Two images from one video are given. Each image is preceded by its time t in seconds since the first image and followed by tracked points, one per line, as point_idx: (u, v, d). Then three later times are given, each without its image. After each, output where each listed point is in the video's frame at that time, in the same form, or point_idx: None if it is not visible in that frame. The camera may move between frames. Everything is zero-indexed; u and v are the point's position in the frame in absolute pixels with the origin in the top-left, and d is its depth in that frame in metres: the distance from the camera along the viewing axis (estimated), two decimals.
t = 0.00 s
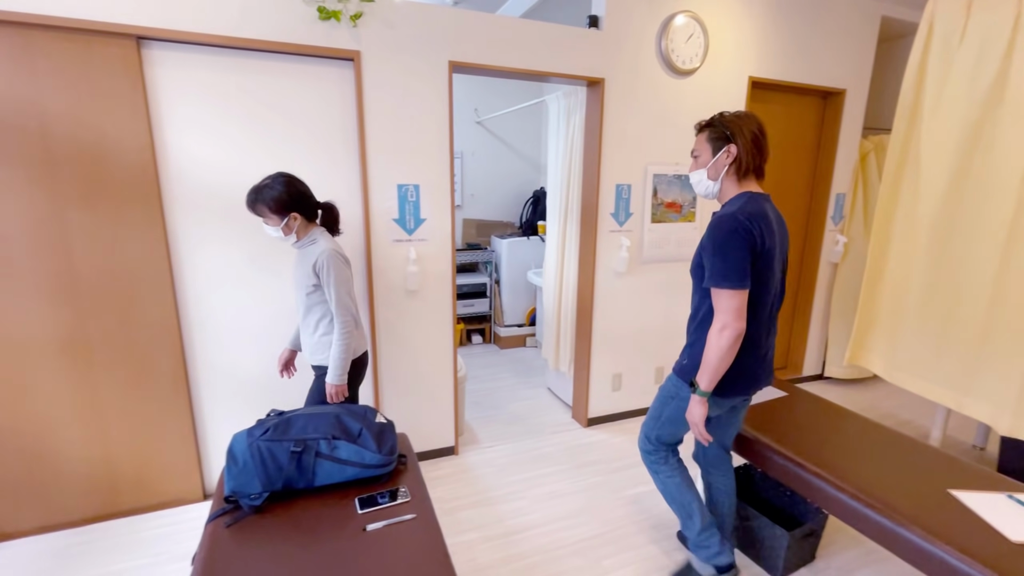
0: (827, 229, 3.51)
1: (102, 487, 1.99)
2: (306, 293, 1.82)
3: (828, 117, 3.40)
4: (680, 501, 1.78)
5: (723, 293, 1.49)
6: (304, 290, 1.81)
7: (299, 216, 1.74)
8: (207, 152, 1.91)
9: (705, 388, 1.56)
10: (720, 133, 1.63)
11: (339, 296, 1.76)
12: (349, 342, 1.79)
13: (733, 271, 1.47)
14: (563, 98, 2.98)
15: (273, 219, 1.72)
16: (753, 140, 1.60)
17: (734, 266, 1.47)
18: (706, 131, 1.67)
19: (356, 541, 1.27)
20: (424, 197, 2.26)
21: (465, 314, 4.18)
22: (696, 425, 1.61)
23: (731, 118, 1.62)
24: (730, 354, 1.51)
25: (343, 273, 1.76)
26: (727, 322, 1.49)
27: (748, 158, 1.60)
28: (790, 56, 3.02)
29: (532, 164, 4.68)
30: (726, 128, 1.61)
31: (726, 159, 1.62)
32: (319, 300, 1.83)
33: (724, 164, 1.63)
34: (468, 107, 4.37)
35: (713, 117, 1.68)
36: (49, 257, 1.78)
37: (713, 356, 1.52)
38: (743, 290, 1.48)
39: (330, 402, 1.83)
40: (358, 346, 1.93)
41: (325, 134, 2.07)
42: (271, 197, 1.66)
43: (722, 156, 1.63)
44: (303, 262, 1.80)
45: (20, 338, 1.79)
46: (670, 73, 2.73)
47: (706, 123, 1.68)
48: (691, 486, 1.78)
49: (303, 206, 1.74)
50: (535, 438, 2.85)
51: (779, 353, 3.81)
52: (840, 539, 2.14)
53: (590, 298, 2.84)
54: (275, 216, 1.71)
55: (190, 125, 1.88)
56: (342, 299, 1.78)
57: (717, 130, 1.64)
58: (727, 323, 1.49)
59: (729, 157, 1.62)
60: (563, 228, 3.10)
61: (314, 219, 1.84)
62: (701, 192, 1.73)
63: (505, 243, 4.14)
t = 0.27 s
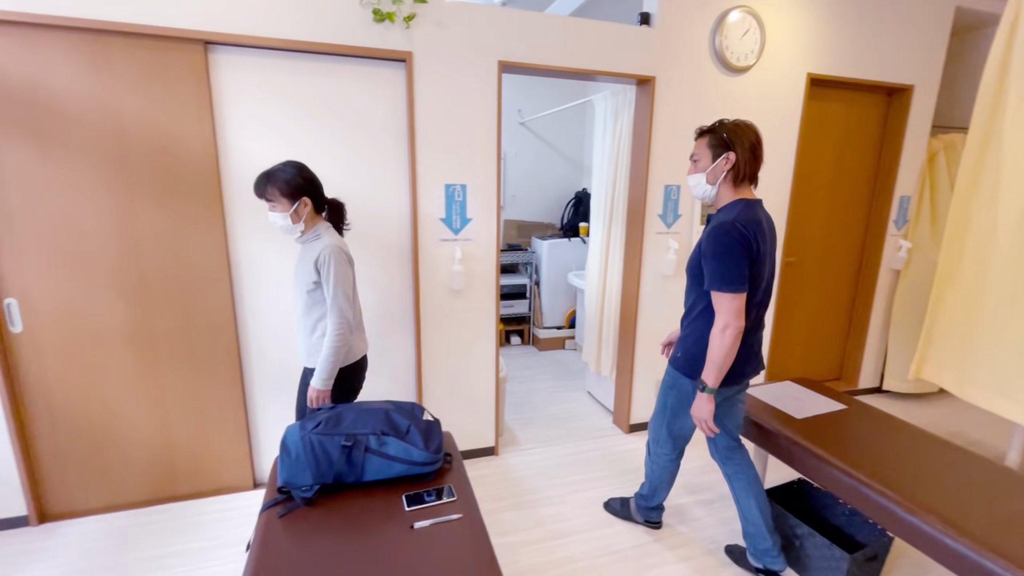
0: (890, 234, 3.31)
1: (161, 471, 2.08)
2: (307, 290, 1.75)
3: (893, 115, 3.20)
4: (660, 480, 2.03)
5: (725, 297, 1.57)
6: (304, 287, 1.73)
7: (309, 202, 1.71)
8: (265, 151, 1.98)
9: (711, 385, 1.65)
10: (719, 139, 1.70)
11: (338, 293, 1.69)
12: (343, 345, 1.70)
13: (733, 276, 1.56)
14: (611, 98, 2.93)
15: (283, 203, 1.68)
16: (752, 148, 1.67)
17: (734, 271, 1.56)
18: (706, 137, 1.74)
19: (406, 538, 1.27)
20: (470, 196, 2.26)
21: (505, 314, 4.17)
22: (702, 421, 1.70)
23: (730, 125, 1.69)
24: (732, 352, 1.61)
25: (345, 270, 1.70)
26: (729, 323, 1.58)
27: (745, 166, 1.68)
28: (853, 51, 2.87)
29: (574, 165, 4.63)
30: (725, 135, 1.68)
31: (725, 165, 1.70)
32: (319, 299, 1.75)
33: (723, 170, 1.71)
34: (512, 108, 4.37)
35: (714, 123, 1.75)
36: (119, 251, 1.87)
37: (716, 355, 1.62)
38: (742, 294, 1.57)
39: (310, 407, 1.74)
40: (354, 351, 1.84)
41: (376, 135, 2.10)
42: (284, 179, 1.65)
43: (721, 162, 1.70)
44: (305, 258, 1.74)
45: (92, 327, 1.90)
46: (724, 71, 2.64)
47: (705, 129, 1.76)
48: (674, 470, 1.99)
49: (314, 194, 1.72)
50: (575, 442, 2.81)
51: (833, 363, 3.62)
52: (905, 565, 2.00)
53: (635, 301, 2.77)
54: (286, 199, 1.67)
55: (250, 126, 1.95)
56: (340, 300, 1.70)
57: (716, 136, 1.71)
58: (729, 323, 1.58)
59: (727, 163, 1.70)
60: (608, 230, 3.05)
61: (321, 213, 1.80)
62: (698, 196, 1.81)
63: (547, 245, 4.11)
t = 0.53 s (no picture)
0: (957, 239, 3.11)
1: (215, 458, 2.17)
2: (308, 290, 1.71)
3: (962, 113, 3.01)
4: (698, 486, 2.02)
5: (720, 282, 1.73)
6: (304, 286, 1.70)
7: (314, 200, 1.67)
8: (317, 152, 2.04)
9: (689, 358, 1.82)
10: (721, 137, 1.82)
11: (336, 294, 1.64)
12: (335, 349, 1.64)
13: (727, 264, 1.72)
14: (657, 97, 2.88)
15: (290, 200, 1.65)
16: (752, 147, 1.80)
17: (730, 259, 1.71)
18: (709, 135, 1.85)
19: (450, 536, 1.28)
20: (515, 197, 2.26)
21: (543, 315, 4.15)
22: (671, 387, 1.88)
23: (733, 125, 1.81)
24: (715, 333, 1.77)
25: (345, 270, 1.66)
26: (719, 307, 1.74)
27: (745, 163, 1.80)
28: (919, 45, 2.71)
29: (616, 166, 4.57)
30: (727, 134, 1.80)
31: (727, 162, 1.82)
32: (318, 300, 1.71)
33: (725, 166, 1.83)
34: (554, 109, 4.36)
35: (717, 122, 1.87)
36: (182, 247, 1.97)
37: (701, 333, 1.79)
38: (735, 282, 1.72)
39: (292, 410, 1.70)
40: (349, 357, 1.77)
41: (424, 135, 2.13)
42: (292, 175, 1.62)
43: (724, 159, 1.82)
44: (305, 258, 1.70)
45: (156, 318, 2.00)
46: (778, 68, 2.54)
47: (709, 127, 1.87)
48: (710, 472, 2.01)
49: (321, 192, 1.70)
50: (614, 447, 2.76)
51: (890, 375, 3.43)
52: None
53: (679, 305, 2.71)
54: (293, 195, 1.63)
55: (304, 127, 2.01)
56: (338, 304, 1.65)
57: (719, 134, 1.83)
58: (719, 308, 1.74)
59: (729, 160, 1.82)
60: (652, 231, 2.98)
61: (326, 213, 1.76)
62: (701, 190, 1.92)
63: (586, 246, 4.07)
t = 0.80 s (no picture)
0: None
1: (261, 447, 2.26)
2: (301, 292, 1.71)
3: None
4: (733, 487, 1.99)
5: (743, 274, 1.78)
6: (299, 288, 1.69)
7: (308, 200, 1.68)
8: (363, 153, 2.09)
9: (703, 343, 1.83)
10: (735, 141, 1.89)
11: (329, 293, 1.64)
12: (338, 346, 1.66)
13: (751, 257, 1.77)
14: (702, 96, 2.81)
15: (283, 202, 1.66)
16: (766, 149, 1.89)
17: (755, 253, 1.76)
18: (724, 138, 1.91)
19: (489, 535, 1.28)
20: (555, 198, 2.25)
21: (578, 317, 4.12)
22: (678, 369, 1.88)
23: (746, 129, 1.89)
24: (732, 322, 1.80)
25: (339, 269, 1.66)
26: (740, 298, 1.78)
27: (759, 165, 1.89)
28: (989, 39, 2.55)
29: (656, 167, 4.50)
30: (741, 137, 1.88)
31: (741, 164, 1.89)
32: (313, 300, 1.71)
33: (739, 168, 1.90)
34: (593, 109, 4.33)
35: (727, 126, 1.94)
36: (235, 244, 2.05)
37: (717, 321, 1.81)
38: (758, 275, 1.78)
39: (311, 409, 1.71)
40: (349, 351, 1.80)
41: (466, 136, 2.15)
42: (285, 178, 1.63)
43: (739, 161, 1.89)
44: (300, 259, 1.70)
45: (210, 312, 2.09)
46: (832, 65, 2.44)
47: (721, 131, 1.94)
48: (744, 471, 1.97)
49: (314, 192, 1.70)
50: (651, 452, 2.72)
51: (947, 389, 3.24)
52: None
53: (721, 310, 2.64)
54: (286, 198, 1.65)
55: (351, 129, 2.06)
56: (335, 301, 1.66)
57: (734, 138, 1.89)
58: (740, 300, 1.78)
59: (743, 162, 1.89)
60: (693, 234, 2.92)
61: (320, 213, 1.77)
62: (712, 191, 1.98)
63: (624, 247, 4.02)
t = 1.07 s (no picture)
0: None
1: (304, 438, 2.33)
2: (305, 288, 1.68)
3: None
4: (759, 475, 2.09)
5: (789, 268, 1.83)
6: (303, 285, 1.67)
7: (308, 198, 1.65)
8: (406, 152, 2.12)
9: (769, 345, 1.88)
10: (761, 138, 1.91)
11: (335, 288, 1.62)
12: (346, 341, 1.64)
13: (793, 250, 1.82)
14: (747, 94, 2.71)
15: (284, 203, 1.61)
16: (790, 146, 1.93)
17: (796, 246, 1.81)
18: (750, 136, 1.93)
19: (527, 534, 1.28)
20: (595, 198, 2.23)
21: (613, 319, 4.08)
22: (758, 377, 1.92)
23: (772, 127, 1.92)
24: (787, 316, 1.86)
25: (344, 264, 1.65)
26: (790, 292, 1.84)
27: (785, 161, 1.92)
28: None
29: (695, 167, 4.40)
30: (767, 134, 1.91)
31: (768, 160, 1.92)
32: (318, 295, 1.69)
33: (765, 165, 1.93)
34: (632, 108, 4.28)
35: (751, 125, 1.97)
36: (283, 240, 2.12)
37: (775, 319, 1.86)
38: (801, 267, 1.84)
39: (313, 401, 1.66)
40: (357, 345, 1.78)
41: (506, 136, 2.16)
42: (284, 177, 1.58)
43: (765, 158, 1.91)
44: (302, 254, 1.67)
45: (258, 306, 2.17)
46: (889, 60, 2.33)
47: (746, 130, 1.96)
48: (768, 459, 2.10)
49: (313, 187, 1.67)
50: (688, 458, 2.66)
51: (1011, 403, 3.04)
52: None
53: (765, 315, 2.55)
54: (288, 198, 1.60)
55: (394, 129, 2.10)
56: (342, 296, 1.64)
57: (760, 135, 1.92)
58: (791, 293, 1.84)
59: (770, 159, 1.92)
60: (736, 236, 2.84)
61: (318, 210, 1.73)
62: (737, 188, 2.00)
63: (662, 249, 3.95)
